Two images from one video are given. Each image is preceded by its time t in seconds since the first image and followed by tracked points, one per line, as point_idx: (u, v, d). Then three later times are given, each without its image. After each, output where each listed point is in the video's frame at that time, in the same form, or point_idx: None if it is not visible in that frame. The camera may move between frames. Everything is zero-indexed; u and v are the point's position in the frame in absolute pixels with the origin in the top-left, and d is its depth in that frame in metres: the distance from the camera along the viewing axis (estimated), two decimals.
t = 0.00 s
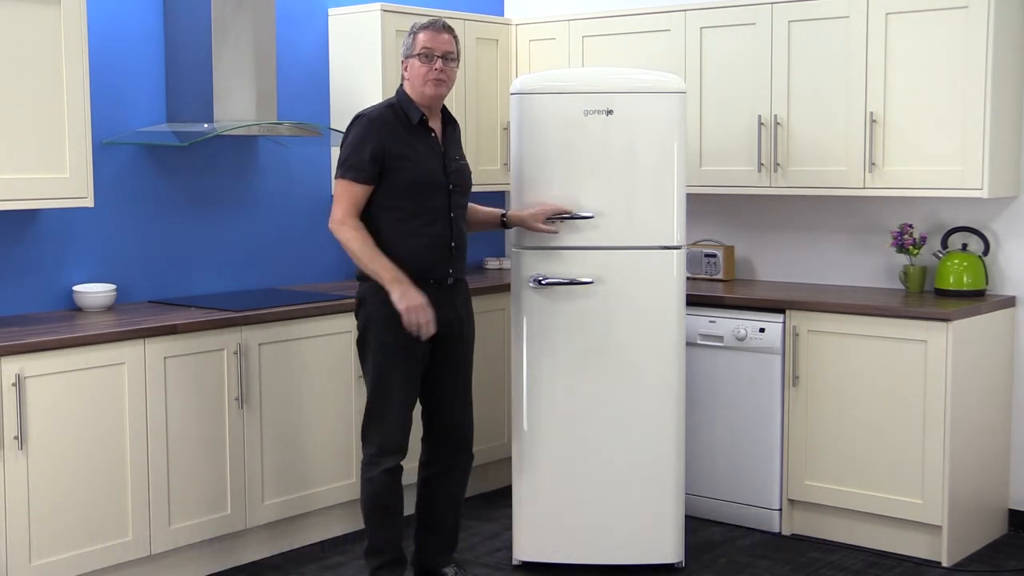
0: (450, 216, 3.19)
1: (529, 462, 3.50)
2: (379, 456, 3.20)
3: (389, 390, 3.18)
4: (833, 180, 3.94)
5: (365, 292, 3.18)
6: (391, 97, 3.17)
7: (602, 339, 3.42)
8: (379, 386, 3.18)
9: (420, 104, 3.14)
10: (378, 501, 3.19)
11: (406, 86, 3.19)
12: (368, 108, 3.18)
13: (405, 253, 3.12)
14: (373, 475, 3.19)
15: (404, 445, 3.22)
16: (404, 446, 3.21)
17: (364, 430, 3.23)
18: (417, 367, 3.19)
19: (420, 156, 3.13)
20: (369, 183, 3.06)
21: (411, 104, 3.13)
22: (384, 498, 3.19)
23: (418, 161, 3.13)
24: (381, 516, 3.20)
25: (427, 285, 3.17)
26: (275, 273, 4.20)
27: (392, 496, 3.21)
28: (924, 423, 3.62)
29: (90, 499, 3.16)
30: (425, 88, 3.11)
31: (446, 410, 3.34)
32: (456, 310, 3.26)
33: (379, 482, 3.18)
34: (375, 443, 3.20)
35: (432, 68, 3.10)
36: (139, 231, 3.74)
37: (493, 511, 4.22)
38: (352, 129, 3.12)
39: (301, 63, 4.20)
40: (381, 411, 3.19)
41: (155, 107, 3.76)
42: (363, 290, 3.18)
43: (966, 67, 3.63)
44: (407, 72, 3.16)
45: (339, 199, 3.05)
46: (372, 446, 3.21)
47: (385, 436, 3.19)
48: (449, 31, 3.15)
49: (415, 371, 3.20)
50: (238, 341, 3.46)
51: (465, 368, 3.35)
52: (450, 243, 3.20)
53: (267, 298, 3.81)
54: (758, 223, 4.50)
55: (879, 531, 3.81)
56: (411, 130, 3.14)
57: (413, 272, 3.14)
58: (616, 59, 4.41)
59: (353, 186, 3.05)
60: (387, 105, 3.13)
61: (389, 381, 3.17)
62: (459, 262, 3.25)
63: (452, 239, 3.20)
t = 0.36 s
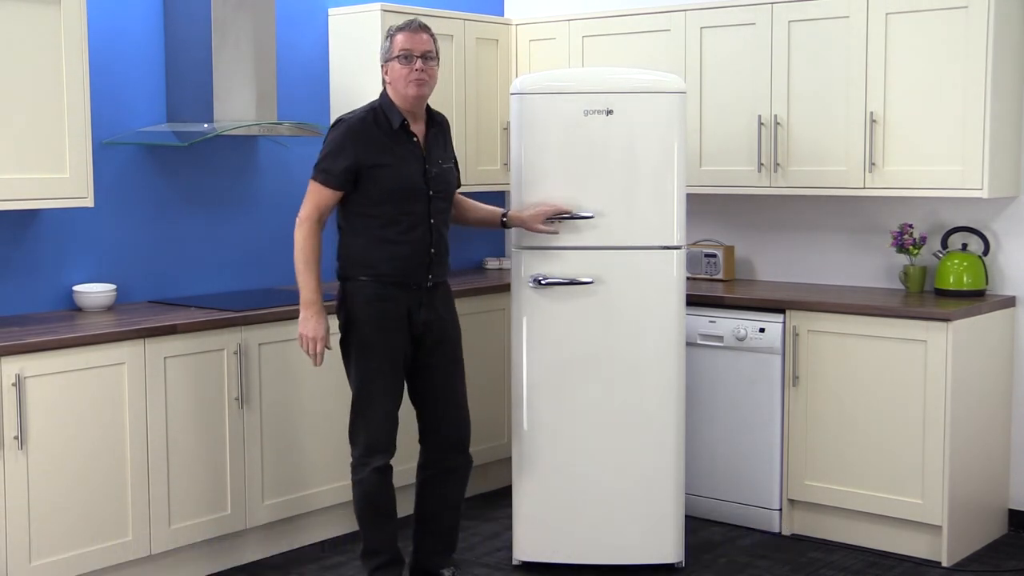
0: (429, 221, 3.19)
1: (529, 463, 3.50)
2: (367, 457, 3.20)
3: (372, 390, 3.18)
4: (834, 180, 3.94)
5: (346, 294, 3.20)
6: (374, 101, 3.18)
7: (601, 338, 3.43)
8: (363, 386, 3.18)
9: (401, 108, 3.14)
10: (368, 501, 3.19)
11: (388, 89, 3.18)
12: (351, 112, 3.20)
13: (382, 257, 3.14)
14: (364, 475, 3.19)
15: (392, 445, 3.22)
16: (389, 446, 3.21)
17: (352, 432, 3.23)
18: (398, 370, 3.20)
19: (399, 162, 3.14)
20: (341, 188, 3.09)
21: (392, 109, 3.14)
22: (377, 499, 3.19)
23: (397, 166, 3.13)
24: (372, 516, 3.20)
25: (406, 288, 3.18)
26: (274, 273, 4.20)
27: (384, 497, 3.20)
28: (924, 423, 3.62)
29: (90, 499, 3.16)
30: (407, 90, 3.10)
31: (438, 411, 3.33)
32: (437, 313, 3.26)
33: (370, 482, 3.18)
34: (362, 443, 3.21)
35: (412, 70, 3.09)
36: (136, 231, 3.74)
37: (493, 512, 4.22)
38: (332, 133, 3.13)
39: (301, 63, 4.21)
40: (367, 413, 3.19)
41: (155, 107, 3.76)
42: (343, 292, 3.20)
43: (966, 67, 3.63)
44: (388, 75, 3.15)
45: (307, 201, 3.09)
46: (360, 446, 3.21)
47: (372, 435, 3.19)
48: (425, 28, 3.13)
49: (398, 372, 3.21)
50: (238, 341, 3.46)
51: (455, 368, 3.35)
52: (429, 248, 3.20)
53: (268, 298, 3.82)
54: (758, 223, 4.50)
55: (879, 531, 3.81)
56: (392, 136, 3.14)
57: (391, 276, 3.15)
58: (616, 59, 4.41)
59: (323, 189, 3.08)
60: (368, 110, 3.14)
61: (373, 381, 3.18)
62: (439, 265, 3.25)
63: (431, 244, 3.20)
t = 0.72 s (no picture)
0: (425, 217, 3.19)
1: (529, 462, 3.50)
2: (367, 455, 3.20)
3: (372, 388, 3.17)
4: (834, 180, 3.94)
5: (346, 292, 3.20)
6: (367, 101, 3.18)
7: (601, 338, 3.43)
8: (361, 382, 3.18)
9: (393, 107, 3.15)
10: (370, 500, 3.20)
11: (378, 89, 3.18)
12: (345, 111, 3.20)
13: (379, 254, 3.14)
14: (365, 474, 3.19)
15: (393, 442, 3.22)
16: (392, 443, 3.22)
17: (352, 430, 3.24)
18: (400, 366, 3.20)
19: (392, 159, 3.14)
20: (339, 187, 3.09)
21: (384, 108, 3.14)
22: (378, 497, 3.20)
23: (390, 164, 3.14)
24: (372, 515, 3.21)
25: (402, 284, 3.18)
26: (274, 273, 4.20)
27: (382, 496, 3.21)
28: (924, 423, 3.62)
29: (90, 499, 3.16)
30: (395, 90, 3.10)
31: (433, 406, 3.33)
32: (434, 309, 3.26)
33: (371, 480, 3.19)
34: (362, 441, 3.20)
35: (400, 70, 3.08)
36: (135, 230, 3.73)
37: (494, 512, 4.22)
38: (326, 134, 3.14)
39: (301, 63, 4.21)
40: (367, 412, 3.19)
41: (155, 107, 3.76)
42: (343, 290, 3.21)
43: (966, 67, 3.63)
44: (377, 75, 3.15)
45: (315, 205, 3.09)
46: (360, 444, 3.21)
47: (371, 433, 3.18)
48: (413, 28, 3.13)
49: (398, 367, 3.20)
50: (238, 341, 3.46)
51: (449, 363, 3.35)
52: (426, 243, 3.20)
53: (268, 298, 3.81)
54: (758, 223, 4.50)
55: (879, 531, 3.81)
56: (385, 133, 3.14)
57: (388, 272, 3.16)
58: (616, 60, 4.41)
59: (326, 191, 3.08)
60: (360, 111, 3.15)
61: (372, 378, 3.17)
62: (436, 261, 3.25)
63: (427, 239, 3.20)
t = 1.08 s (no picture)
0: (424, 220, 3.20)
1: (529, 462, 3.50)
2: (402, 451, 3.15)
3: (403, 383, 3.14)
4: (834, 181, 3.94)
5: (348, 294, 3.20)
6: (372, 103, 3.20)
7: (601, 338, 3.43)
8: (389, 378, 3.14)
9: (400, 110, 3.16)
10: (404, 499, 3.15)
11: (388, 93, 3.20)
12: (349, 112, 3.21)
13: (380, 257, 3.15)
14: (400, 471, 3.15)
15: (428, 435, 3.17)
16: (428, 439, 3.17)
17: (386, 429, 3.17)
18: (416, 363, 3.18)
19: (396, 163, 3.15)
20: (342, 186, 3.09)
21: (391, 112, 3.15)
22: (409, 494, 3.16)
23: (393, 166, 3.15)
24: (398, 513, 3.18)
25: (407, 285, 3.19)
26: (274, 274, 4.20)
27: (412, 492, 3.17)
28: (924, 423, 3.62)
29: (90, 499, 3.16)
30: (407, 94, 3.12)
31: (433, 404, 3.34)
32: (437, 308, 3.27)
33: (406, 478, 3.14)
34: (397, 440, 3.14)
35: (412, 75, 3.11)
36: (136, 230, 3.74)
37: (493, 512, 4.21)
38: (331, 132, 3.14)
39: (301, 64, 4.21)
40: (401, 408, 3.13)
41: (155, 108, 3.77)
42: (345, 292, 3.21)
43: (966, 67, 3.62)
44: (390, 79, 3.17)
45: (314, 201, 3.09)
46: (396, 443, 3.15)
47: (407, 428, 3.13)
48: (430, 37, 3.16)
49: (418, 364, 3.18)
50: (238, 341, 3.47)
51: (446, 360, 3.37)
52: (426, 246, 3.21)
53: (268, 298, 3.82)
54: (758, 223, 4.50)
55: (879, 531, 3.80)
56: (390, 136, 3.16)
57: (391, 274, 3.16)
58: (616, 60, 4.41)
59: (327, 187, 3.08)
60: (367, 112, 3.16)
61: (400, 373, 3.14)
62: (437, 261, 3.26)
63: (427, 242, 3.21)
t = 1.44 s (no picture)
0: (428, 219, 3.20)
1: (528, 462, 3.50)
2: (407, 455, 3.18)
3: (406, 387, 3.16)
4: (834, 181, 3.94)
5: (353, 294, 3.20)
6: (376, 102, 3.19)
7: (601, 338, 3.43)
8: (392, 384, 3.16)
9: (404, 109, 3.16)
10: (414, 501, 3.18)
11: (390, 93, 3.20)
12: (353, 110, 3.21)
13: (384, 255, 3.15)
14: (409, 475, 3.17)
15: (430, 437, 3.20)
16: (432, 440, 3.21)
17: (388, 433, 3.20)
18: (419, 364, 3.19)
19: (400, 161, 3.15)
20: (347, 184, 3.09)
21: (395, 110, 3.15)
22: (419, 496, 3.18)
23: (397, 165, 3.15)
24: (414, 518, 3.19)
25: (411, 284, 3.18)
26: (274, 274, 4.20)
27: (425, 495, 3.19)
28: (924, 423, 3.62)
29: (90, 499, 3.16)
30: (411, 95, 3.13)
31: (437, 406, 3.35)
32: (443, 306, 3.27)
33: (417, 481, 3.17)
34: (402, 443, 3.17)
35: (418, 76, 3.12)
36: (136, 230, 3.74)
37: (493, 512, 4.21)
38: (335, 130, 3.14)
39: (301, 64, 4.21)
40: (403, 412, 3.16)
41: (155, 107, 3.77)
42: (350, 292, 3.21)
43: (966, 67, 3.62)
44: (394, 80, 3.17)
45: (318, 198, 3.08)
46: (400, 447, 3.18)
47: (408, 432, 3.17)
48: (435, 39, 3.16)
49: (422, 367, 3.21)
50: (238, 341, 3.47)
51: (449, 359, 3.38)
52: (430, 245, 3.21)
53: (267, 298, 3.81)
54: (758, 223, 4.50)
55: (879, 531, 3.80)
56: (394, 135, 3.15)
57: (395, 273, 3.16)
58: (616, 60, 4.41)
59: (331, 185, 3.08)
60: (372, 111, 3.16)
61: (402, 378, 3.16)
62: (441, 259, 3.25)
63: (431, 240, 3.21)
